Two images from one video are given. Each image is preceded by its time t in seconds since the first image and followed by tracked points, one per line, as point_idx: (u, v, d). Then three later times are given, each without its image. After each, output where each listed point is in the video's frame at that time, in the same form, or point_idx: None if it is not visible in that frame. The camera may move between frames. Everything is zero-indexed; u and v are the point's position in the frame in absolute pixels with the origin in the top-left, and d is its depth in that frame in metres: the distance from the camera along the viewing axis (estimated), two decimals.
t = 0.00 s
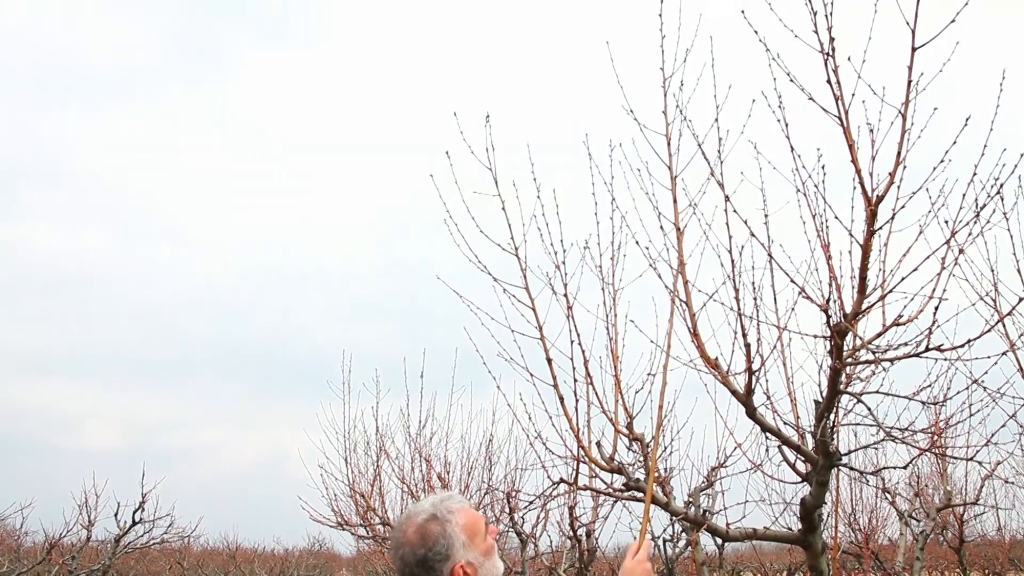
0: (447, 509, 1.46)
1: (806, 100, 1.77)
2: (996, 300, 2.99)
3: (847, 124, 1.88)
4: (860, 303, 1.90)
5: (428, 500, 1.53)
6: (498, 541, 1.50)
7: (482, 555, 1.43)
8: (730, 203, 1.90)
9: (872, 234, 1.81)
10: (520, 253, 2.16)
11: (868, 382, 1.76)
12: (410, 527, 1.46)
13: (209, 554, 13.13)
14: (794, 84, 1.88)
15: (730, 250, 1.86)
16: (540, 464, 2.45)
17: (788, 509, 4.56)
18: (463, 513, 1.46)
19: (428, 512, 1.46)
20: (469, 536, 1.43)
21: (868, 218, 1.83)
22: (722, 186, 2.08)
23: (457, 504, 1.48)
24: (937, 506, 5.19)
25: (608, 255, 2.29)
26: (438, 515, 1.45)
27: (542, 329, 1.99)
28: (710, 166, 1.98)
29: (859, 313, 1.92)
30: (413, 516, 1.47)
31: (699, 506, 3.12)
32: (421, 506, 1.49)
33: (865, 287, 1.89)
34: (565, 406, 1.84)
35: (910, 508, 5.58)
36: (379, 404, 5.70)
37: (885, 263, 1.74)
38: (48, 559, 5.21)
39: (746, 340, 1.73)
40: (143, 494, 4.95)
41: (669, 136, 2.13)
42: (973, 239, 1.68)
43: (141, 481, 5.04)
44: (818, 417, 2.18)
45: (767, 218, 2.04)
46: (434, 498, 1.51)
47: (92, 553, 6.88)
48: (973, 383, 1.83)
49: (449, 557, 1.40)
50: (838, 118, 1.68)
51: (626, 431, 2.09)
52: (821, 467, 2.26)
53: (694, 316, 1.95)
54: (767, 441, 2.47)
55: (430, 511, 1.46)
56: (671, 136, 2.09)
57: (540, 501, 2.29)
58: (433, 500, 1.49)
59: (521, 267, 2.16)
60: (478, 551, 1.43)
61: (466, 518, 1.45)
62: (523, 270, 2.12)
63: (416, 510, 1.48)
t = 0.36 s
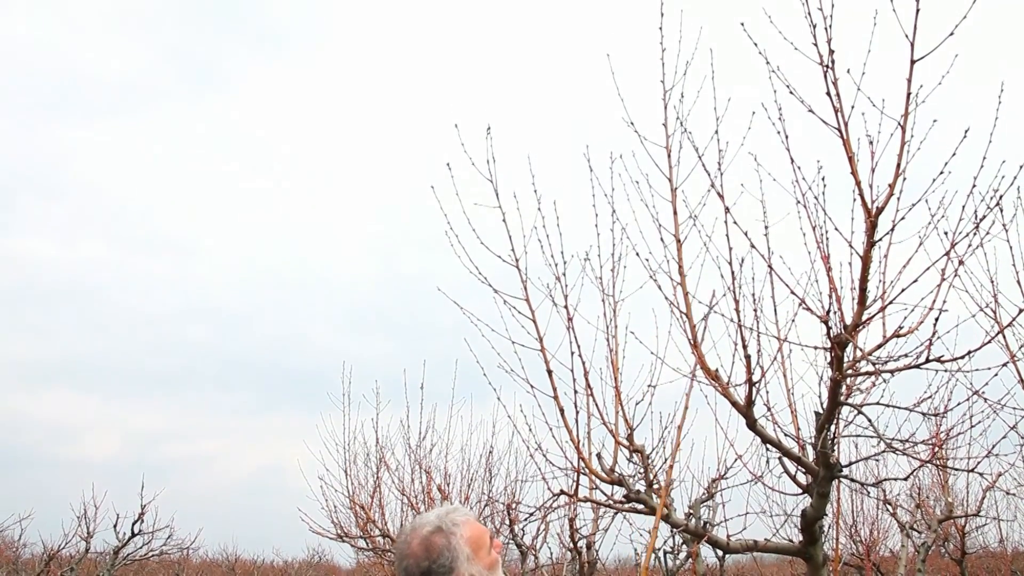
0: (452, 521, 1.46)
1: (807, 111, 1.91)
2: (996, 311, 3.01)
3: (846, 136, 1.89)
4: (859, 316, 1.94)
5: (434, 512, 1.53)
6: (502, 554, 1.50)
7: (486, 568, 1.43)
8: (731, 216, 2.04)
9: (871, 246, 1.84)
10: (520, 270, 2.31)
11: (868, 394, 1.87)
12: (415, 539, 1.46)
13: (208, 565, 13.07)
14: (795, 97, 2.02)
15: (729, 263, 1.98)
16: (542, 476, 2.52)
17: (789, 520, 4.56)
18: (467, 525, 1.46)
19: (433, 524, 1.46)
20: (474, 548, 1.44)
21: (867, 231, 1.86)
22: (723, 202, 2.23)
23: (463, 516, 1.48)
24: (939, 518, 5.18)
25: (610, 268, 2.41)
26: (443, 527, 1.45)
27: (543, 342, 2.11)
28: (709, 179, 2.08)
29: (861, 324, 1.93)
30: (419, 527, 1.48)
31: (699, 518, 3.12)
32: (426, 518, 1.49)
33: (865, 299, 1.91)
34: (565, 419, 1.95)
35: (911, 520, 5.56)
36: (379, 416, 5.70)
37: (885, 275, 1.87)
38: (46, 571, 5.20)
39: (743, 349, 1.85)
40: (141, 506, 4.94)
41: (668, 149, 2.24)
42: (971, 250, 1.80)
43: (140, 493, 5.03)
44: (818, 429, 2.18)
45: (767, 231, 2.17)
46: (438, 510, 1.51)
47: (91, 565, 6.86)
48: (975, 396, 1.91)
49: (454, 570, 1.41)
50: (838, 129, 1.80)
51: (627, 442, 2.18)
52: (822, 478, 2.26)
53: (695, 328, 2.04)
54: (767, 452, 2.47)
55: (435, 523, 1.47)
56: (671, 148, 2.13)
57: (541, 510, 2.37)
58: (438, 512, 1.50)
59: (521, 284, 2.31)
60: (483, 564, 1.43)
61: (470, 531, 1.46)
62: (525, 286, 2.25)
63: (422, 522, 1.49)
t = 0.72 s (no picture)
0: (451, 531, 1.47)
1: (806, 121, 1.98)
2: (995, 321, 3.04)
3: (845, 147, 1.91)
4: (859, 325, 1.96)
5: (432, 522, 1.53)
6: (501, 565, 1.50)
7: None
8: (731, 224, 2.09)
9: (870, 256, 1.85)
10: (519, 275, 2.26)
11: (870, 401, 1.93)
12: (414, 550, 1.47)
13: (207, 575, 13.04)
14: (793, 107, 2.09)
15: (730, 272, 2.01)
16: (541, 486, 2.50)
17: (790, 530, 4.57)
18: (465, 536, 1.46)
19: (432, 535, 1.46)
20: (473, 559, 1.44)
21: (868, 240, 1.87)
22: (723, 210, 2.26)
23: (460, 527, 1.48)
24: (940, 527, 5.17)
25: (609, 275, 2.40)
26: (441, 537, 1.45)
27: (542, 351, 2.10)
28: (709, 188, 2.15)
29: (860, 334, 1.95)
30: (417, 538, 1.48)
31: (699, 528, 3.12)
32: (425, 529, 1.49)
33: (867, 309, 1.92)
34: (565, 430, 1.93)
35: (913, 529, 5.56)
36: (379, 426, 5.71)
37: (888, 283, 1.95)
38: None
39: (745, 360, 1.87)
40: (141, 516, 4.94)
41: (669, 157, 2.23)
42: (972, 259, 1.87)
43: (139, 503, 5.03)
44: (819, 439, 2.19)
45: (766, 238, 2.23)
46: (437, 521, 1.51)
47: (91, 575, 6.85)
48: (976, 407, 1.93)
49: None
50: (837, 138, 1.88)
51: (629, 453, 2.17)
52: (822, 488, 2.26)
53: (696, 337, 2.05)
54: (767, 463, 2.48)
55: (433, 533, 1.47)
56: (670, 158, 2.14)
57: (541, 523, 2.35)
58: (437, 522, 1.50)
59: (520, 288, 2.25)
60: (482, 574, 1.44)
61: (469, 541, 1.46)
62: (523, 292, 2.22)
63: (421, 532, 1.49)
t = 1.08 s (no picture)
0: (451, 541, 1.47)
1: (805, 131, 2.03)
2: (995, 332, 3.05)
3: (844, 158, 1.94)
4: (859, 336, 1.97)
5: (433, 532, 1.53)
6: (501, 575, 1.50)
7: None
8: (731, 237, 2.15)
9: (869, 266, 1.86)
10: (519, 286, 2.31)
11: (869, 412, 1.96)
12: (414, 560, 1.47)
13: None
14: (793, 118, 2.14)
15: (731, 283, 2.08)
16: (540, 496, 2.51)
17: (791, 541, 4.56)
18: (466, 546, 1.47)
19: (433, 544, 1.47)
20: (474, 569, 1.44)
21: (867, 250, 1.88)
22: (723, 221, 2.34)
23: (461, 536, 1.49)
24: (941, 538, 5.16)
25: (610, 286, 2.49)
26: (442, 547, 1.46)
27: (541, 362, 2.15)
28: (708, 200, 2.20)
29: (861, 343, 1.97)
30: (418, 548, 1.48)
31: (700, 539, 3.12)
32: (425, 539, 1.50)
33: (866, 319, 1.93)
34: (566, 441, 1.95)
35: (914, 540, 5.54)
36: (379, 436, 5.71)
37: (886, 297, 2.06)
38: None
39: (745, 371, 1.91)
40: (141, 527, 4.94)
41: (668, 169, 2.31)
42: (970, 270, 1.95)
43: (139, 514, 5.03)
44: (819, 449, 2.20)
45: (766, 249, 2.31)
46: (438, 531, 1.52)
47: None
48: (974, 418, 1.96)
49: None
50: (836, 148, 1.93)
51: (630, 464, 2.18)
52: (823, 499, 2.26)
53: (696, 348, 2.06)
54: (767, 473, 2.49)
55: (434, 543, 1.47)
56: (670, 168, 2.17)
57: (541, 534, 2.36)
58: (438, 532, 1.50)
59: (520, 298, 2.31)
60: None
61: (470, 551, 1.46)
62: (523, 301, 2.27)
63: (421, 542, 1.49)
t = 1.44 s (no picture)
0: (452, 552, 1.47)
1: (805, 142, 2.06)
2: (995, 342, 3.07)
3: (844, 169, 1.96)
4: (859, 346, 1.98)
5: (432, 543, 1.54)
6: None
7: None
8: (730, 247, 2.18)
9: (869, 277, 1.88)
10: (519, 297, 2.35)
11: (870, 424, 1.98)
12: (414, 572, 1.47)
13: None
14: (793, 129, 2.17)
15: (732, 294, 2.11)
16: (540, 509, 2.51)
17: (792, 551, 4.54)
18: (466, 557, 1.47)
19: (433, 556, 1.47)
20: None
21: (866, 261, 1.89)
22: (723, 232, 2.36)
23: (461, 547, 1.49)
24: (942, 549, 5.14)
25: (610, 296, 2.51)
26: (442, 558, 1.46)
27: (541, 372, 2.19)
28: (708, 211, 2.24)
29: (861, 354, 1.98)
30: (418, 559, 1.48)
31: (701, 550, 3.12)
32: (425, 550, 1.50)
33: (866, 330, 1.94)
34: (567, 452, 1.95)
35: (915, 551, 5.53)
36: (379, 447, 5.71)
37: (886, 308, 2.09)
38: None
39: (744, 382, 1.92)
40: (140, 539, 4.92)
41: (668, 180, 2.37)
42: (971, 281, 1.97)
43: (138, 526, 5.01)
44: (820, 460, 2.20)
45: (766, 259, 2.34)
46: (437, 542, 1.52)
47: None
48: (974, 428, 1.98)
49: None
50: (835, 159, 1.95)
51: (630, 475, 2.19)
52: (823, 510, 2.26)
53: (696, 359, 2.07)
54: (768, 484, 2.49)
55: (434, 554, 1.47)
56: (670, 180, 2.20)
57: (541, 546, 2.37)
58: (437, 543, 1.51)
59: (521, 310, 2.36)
60: None
61: (469, 562, 1.47)
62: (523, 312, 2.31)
63: (421, 553, 1.49)
